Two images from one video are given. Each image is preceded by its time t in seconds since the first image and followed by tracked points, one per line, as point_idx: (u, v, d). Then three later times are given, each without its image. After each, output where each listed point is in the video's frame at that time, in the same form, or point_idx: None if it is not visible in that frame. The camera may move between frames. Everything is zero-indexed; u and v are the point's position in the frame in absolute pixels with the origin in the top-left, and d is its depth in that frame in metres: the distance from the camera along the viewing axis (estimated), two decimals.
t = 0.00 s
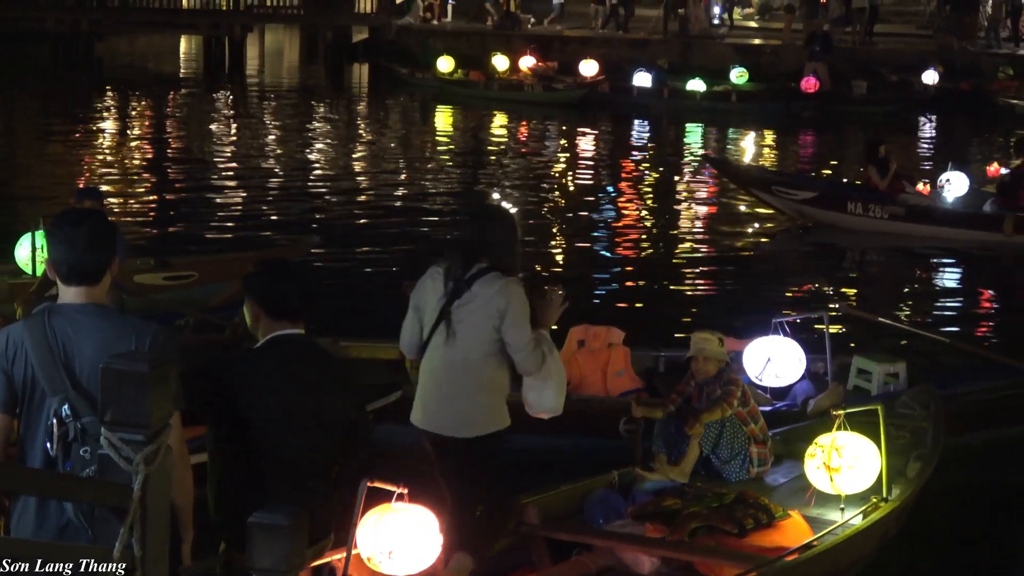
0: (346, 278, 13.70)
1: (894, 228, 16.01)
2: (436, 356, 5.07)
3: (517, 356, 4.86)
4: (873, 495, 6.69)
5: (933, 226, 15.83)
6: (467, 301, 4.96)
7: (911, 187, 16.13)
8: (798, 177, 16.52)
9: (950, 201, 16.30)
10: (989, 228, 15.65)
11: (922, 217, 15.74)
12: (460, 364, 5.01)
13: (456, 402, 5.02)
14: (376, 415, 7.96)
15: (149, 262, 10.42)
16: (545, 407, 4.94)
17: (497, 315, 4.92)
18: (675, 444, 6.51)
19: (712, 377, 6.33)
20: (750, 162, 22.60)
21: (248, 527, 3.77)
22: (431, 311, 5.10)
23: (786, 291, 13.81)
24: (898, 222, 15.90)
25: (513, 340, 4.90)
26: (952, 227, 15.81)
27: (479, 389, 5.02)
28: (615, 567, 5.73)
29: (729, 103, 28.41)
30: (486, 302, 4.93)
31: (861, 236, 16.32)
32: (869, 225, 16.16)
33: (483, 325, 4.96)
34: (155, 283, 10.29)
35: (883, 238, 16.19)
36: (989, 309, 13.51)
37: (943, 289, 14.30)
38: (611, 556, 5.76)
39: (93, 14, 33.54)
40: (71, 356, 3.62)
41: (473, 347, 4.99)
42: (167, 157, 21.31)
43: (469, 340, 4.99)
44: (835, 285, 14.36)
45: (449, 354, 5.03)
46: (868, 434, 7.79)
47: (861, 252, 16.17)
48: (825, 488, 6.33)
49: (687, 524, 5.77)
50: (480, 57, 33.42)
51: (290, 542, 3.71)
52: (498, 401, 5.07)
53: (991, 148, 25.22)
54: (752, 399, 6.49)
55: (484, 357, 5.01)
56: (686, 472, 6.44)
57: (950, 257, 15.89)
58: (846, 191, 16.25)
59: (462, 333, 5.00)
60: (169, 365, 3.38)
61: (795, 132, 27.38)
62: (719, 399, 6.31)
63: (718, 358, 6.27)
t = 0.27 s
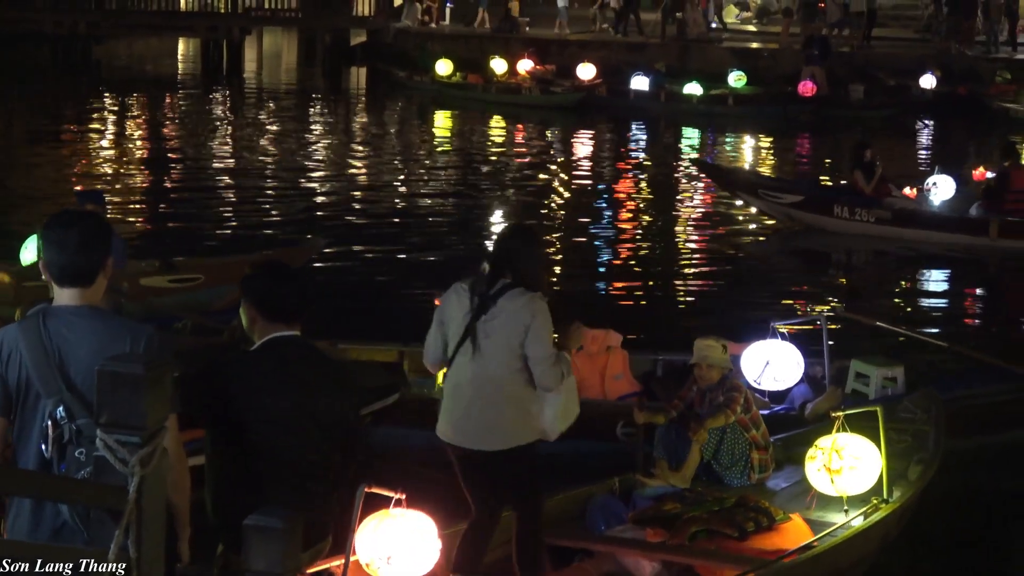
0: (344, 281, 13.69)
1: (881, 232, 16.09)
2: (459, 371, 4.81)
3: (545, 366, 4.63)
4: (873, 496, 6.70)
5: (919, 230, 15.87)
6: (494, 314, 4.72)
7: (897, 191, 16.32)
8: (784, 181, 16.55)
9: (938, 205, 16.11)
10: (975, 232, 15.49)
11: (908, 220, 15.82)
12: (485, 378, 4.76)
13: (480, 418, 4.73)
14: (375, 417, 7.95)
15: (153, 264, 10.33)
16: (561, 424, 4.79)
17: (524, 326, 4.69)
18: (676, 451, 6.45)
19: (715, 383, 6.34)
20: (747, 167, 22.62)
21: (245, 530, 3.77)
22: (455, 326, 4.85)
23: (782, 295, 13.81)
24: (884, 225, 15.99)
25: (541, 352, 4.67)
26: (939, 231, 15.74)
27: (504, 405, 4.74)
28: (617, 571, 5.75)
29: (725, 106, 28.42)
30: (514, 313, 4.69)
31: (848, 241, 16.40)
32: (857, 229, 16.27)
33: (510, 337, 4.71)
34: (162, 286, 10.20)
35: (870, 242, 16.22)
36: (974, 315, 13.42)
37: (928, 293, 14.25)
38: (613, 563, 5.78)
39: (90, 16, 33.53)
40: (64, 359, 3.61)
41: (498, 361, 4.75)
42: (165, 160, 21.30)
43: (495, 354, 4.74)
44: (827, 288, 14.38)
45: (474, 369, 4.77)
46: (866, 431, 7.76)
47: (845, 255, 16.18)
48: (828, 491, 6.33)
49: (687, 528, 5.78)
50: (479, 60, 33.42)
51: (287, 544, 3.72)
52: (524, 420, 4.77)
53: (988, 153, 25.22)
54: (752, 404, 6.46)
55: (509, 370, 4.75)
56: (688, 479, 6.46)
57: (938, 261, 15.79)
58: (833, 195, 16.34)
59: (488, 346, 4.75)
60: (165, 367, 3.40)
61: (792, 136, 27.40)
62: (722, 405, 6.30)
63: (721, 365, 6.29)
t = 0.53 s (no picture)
0: (341, 282, 13.69)
1: (867, 232, 16.23)
2: (497, 413, 4.91)
3: (581, 411, 4.72)
4: (872, 498, 6.73)
5: (904, 231, 15.93)
6: (531, 359, 4.81)
7: (882, 192, 16.41)
8: (771, 183, 16.56)
9: (923, 205, 16.31)
10: (959, 233, 15.48)
11: (894, 221, 15.91)
12: (522, 421, 4.86)
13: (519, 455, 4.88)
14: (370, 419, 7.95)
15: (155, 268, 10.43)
16: (598, 470, 4.85)
17: (560, 370, 4.79)
18: (677, 455, 6.56)
19: (714, 388, 6.39)
20: (743, 168, 22.66)
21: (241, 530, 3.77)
22: (492, 368, 4.93)
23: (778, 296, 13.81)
24: (870, 226, 16.15)
25: (583, 394, 4.76)
26: (925, 232, 15.77)
27: (542, 444, 4.88)
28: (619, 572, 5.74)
29: (720, 108, 28.44)
30: (550, 358, 4.79)
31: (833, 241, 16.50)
32: (842, 229, 16.39)
33: (547, 382, 4.81)
34: (166, 287, 10.30)
35: (856, 242, 16.31)
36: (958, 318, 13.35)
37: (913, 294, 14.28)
38: (614, 565, 5.75)
39: (87, 18, 33.57)
40: (55, 362, 3.60)
41: (536, 404, 4.85)
42: (161, 162, 21.32)
43: (531, 398, 4.84)
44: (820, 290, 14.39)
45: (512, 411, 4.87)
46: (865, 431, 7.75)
47: (831, 255, 16.20)
48: (812, 486, 6.35)
49: (688, 530, 5.79)
50: (475, 62, 33.42)
51: (282, 546, 3.70)
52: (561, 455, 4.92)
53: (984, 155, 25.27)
54: (752, 408, 6.50)
55: (547, 413, 4.86)
56: (689, 484, 6.47)
57: (925, 262, 15.80)
58: (819, 196, 16.42)
59: (525, 390, 4.84)
60: (161, 368, 3.40)
61: (788, 137, 27.46)
62: (722, 410, 6.35)
63: (719, 369, 6.31)
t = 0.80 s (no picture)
0: (338, 285, 13.68)
1: (851, 232, 16.24)
2: (534, 424, 5.11)
3: (617, 424, 4.95)
4: (875, 504, 6.73)
5: (888, 231, 15.97)
6: (570, 373, 5.03)
7: (866, 192, 16.41)
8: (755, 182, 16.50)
9: (908, 204, 16.40)
10: (944, 232, 15.63)
11: (878, 220, 15.94)
12: (559, 431, 5.08)
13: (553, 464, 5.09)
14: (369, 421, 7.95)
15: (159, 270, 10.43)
16: (620, 485, 5.01)
17: (599, 385, 5.03)
18: (682, 455, 6.61)
19: (715, 389, 6.38)
20: (738, 169, 22.68)
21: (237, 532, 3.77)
22: (530, 382, 5.14)
23: (773, 297, 13.80)
24: (854, 226, 16.17)
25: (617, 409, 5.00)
26: (910, 232, 15.82)
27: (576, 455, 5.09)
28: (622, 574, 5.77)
29: (714, 109, 28.46)
30: (590, 372, 5.02)
31: (818, 241, 16.52)
32: (827, 230, 16.41)
33: (584, 394, 5.04)
34: (169, 290, 10.32)
35: (840, 242, 16.33)
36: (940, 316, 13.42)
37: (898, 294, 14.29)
38: (616, 566, 5.77)
39: (81, 21, 33.48)
40: (51, 365, 3.57)
41: (575, 416, 5.07)
42: (156, 165, 21.26)
43: (570, 410, 5.06)
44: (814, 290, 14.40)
45: (549, 422, 5.08)
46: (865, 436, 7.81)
47: (816, 255, 16.19)
48: (812, 490, 6.34)
49: (691, 533, 5.87)
50: (470, 63, 33.40)
51: (277, 548, 3.70)
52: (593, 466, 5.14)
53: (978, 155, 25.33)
54: (757, 407, 6.47)
55: (583, 425, 5.08)
56: (693, 484, 6.41)
57: (912, 261, 15.84)
58: (802, 196, 16.39)
59: (563, 403, 5.05)
60: (157, 371, 3.41)
61: (782, 138, 27.47)
62: (725, 412, 6.33)
63: (719, 368, 6.24)
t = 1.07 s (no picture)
0: (333, 288, 13.66)
1: (834, 232, 16.21)
2: (567, 420, 5.01)
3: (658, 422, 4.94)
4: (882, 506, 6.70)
5: (874, 231, 15.95)
6: (604, 371, 4.94)
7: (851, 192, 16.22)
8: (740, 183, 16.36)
9: (892, 205, 16.33)
10: (928, 232, 15.67)
11: (862, 220, 15.89)
12: (592, 428, 4.98)
13: (583, 464, 4.99)
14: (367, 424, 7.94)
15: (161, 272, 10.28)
16: (664, 483, 5.04)
17: (632, 383, 4.96)
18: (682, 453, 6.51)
19: (720, 390, 6.29)
20: (732, 171, 22.68)
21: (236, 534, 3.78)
22: (560, 379, 5.03)
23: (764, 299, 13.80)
24: (838, 226, 16.11)
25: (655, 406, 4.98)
26: (895, 231, 15.84)
27: (608, 454, 4.99)
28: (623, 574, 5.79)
29: (707, 111, 28.46)
30: (623, 370, 4.95)
31: (801, 242, 16.47)
32: (810, 230, 16.36)
33: (620, 394, 4.97)
34: (172, 293, 10.19)
35: (823, 242, 16.30)
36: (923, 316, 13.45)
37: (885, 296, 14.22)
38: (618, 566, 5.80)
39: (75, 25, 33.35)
40: (50, 369, 3.57)
41: (607, 415, 4.98)
42: (150, 169, 21.19)
43: (603, 407, 4.97)
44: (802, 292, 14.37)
45: (582, 421, 4.99)
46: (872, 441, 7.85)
47: (799, 257, 16.11)
48: (830, 500, 6.37)
49: (692, 535, 5.89)
50: (464, 65, 33.37)
51: (276, 551, 3.71)
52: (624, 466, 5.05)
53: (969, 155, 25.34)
54: (763, 411, 6.48)
55: (615, 423, 5.00)
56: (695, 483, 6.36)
57: (892, 263, 15.84)
58: (786, 195, 16.30)
59: (596, 400, 4.97)
60: (155, 374, 3.40)
61: (776, 140, 27.47)
62: (733, 415, 6.31)
63: (724, 370, 6.16)
